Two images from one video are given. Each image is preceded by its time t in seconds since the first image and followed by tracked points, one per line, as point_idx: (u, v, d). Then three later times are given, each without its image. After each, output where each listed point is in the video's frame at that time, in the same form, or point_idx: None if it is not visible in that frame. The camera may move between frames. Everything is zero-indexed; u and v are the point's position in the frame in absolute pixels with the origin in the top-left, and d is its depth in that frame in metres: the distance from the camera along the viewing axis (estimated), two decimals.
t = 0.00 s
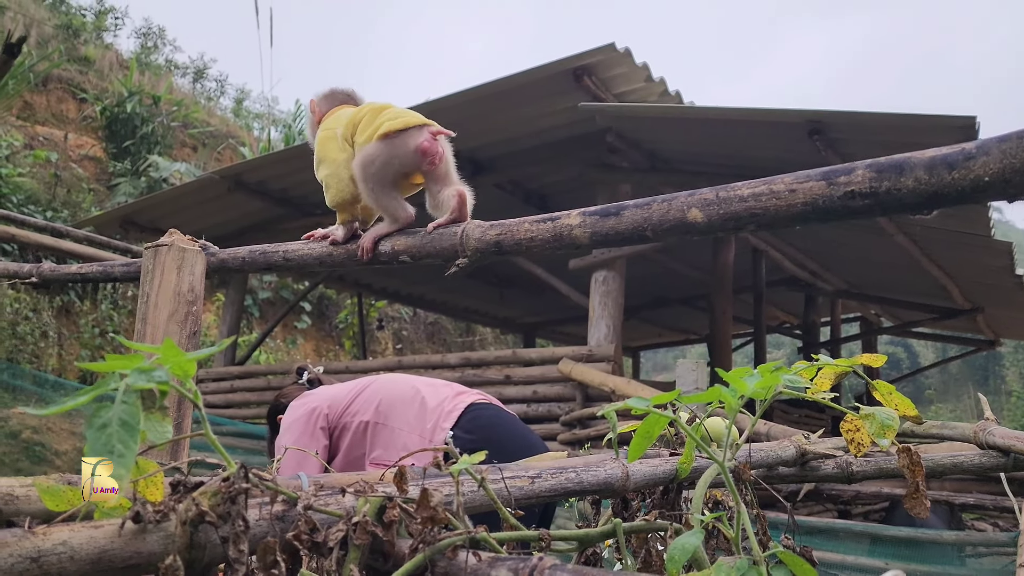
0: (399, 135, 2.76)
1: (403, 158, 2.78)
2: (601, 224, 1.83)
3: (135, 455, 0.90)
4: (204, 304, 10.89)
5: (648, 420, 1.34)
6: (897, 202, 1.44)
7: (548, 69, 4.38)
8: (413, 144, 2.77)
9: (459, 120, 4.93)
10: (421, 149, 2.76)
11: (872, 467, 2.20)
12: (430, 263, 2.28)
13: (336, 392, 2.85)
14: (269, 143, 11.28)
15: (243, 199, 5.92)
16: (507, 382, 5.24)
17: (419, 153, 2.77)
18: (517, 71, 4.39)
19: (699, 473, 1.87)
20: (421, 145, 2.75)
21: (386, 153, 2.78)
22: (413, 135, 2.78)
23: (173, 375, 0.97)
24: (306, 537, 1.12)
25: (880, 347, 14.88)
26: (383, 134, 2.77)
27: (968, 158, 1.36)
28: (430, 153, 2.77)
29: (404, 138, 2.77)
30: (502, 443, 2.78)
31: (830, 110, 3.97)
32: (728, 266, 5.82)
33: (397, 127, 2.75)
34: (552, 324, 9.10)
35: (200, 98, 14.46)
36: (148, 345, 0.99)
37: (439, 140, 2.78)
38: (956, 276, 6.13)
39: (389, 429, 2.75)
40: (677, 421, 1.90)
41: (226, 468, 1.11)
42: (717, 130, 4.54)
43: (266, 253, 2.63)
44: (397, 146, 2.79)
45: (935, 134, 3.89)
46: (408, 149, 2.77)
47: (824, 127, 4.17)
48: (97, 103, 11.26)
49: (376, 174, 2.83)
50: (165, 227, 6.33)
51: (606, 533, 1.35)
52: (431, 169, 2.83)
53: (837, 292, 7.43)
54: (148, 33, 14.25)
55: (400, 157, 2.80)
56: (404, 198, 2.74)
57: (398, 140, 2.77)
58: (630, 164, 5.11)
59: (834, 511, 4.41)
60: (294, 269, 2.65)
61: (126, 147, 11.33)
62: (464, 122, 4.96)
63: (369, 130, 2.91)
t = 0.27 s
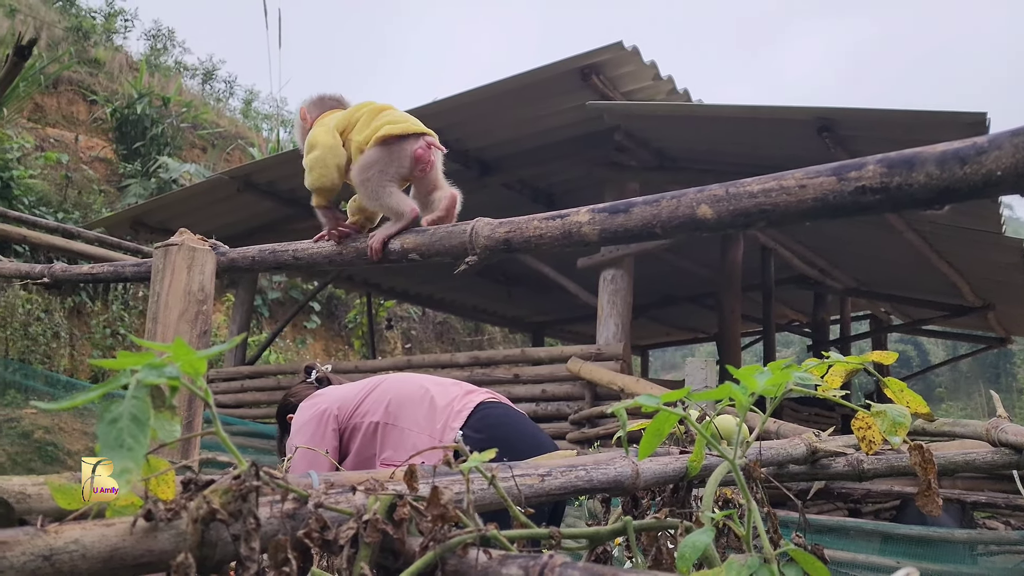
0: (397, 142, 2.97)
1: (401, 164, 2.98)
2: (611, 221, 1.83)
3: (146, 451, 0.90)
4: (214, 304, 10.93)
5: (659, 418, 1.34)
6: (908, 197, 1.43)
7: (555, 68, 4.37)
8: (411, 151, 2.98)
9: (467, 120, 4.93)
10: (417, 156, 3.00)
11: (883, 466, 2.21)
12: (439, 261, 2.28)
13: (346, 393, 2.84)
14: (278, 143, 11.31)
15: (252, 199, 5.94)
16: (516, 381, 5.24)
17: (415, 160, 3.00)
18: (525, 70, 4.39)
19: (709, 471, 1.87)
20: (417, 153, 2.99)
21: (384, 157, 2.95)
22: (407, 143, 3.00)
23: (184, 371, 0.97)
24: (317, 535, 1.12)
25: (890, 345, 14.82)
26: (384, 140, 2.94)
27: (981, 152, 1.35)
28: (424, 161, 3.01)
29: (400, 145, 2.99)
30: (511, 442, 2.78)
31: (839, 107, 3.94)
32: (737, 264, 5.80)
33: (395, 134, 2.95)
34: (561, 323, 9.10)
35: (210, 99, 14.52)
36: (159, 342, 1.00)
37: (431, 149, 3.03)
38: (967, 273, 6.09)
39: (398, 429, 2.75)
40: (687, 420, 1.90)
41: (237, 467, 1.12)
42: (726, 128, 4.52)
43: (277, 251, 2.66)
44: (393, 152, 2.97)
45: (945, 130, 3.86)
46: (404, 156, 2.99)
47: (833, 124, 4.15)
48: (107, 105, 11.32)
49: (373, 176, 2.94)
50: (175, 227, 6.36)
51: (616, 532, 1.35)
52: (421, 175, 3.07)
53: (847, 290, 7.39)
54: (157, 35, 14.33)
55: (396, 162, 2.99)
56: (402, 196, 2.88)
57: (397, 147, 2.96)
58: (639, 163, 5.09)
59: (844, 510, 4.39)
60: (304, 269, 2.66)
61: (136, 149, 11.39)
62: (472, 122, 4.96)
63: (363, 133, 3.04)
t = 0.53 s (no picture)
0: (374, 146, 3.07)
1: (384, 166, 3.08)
2: (621, 221, 1.82)
3: (161, 447, 0.90)
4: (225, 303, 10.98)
5: (671, 415, 1.33)
6: (921, 196, 1.41)
7: (563, 66, 4.37)
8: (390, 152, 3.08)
9: (475, 118, 4.94)
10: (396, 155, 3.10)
11: (896, 462, 2.20)
12: (448, 261, 2.28)
13: (355, 392, 2.85)
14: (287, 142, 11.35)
15: (262, 199, 5.96)
16: (526, 379, 5.24)
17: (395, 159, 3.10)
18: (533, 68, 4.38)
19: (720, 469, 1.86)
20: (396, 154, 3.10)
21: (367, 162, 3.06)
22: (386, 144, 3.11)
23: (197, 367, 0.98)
24: (330, 532, 1.12)
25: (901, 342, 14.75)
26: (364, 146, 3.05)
27: (996, 151, 1.33)
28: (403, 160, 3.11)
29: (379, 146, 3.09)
30: (521, 439, 2.78)
31: (849, 103, 3.93)
32: (747, 261, 5.78)
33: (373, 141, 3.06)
34: (570, 321, 9.10)
35: (219, 99, 14.57)
36: (172, 339, 1.00)
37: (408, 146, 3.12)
38: (979, 269, 6.05)
39: (408, 427, 2.75)
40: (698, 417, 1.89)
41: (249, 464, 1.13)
42: (735, 125, 4.51)
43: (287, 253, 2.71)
44: (373, 157, 3.07)
45: (956, 125, 3.84)
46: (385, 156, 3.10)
47: (843, 120, 4.13)
48: (118, 105, 11.38)
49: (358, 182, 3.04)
50: (185, 227, 6.39)
51: (629, 528, 1.35)
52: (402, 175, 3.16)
53: (858, 287, 7.35)
54: (166, 35, 14.40)
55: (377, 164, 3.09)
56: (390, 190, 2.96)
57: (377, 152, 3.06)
58: (647, 160, 5.08)
59: (855, 507, 4.36)
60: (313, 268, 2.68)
61: (146, 149, 11.44)
62: (480, 120, 4.97)
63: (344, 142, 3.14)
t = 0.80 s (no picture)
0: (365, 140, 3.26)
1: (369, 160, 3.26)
2: (632, 210, 1.81)
3: (175, 444, 0.90)
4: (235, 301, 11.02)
5: (684, 408, 1.32)
6: (936, 181, 1.40)
7: (571, 61, 4.36)
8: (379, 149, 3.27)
9: (483, 114, 4.94)
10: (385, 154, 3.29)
11: (909, 456, 2.20)
12: (459, 253, 2.26)
13: (366, 389, 2.85)
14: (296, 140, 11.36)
15: (271, 196, 5.97)
16: (536, 375, 5.24)
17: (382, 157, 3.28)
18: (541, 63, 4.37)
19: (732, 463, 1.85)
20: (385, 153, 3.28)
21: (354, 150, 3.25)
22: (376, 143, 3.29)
23: (211, 363, 0.98)
24: (343, 527, 1.12)
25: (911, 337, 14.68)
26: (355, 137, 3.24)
27: (1012, 134, 1.32)
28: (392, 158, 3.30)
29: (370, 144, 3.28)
30: (532, 435, 2.78)
31: (860, 96, 3.90)
32: (757, 256, 5.75)
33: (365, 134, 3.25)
34: (579, 317, 9.08)
35: (228, 96, 14.61)
36: (186, 335, 1.00)
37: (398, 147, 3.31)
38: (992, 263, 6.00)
39: (418, 424, 2.75)
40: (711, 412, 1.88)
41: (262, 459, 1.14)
42: (745, 119, 4.49)
43: (299, 245, 2.77)
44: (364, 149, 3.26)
45: (968, 118, 3.81)
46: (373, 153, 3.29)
47: (854, 114, 4.10)
48: (127, 104, 11.41)
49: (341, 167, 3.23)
50: (195, 225, 6.41)
51: (642, 523, 1.34)
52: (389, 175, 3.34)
53: (869, 282, 7.31)
54: (175, 34, 14.46)
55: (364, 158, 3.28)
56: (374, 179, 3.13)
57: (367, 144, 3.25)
58: (656, 155, 5.05)
59: (867, 503, 4.34)
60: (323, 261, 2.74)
61: (155, 147, 11.48)
62: (489, 116, 4.96)
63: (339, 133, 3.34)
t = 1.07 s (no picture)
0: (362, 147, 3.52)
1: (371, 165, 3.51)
2: (645, 205, 1.80)
3: (189, 438, 0.90)
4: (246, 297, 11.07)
5: (698, 402, 1.32)
6: (953, 174, 1.38)
7: (580, 56, 4.34)
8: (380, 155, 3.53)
9: (492, 110, 4.93)
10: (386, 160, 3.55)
11: (924, 450, 2.18)
12: (471, 249, 2.26)
13: (379, 382, 2.84)
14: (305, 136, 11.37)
15: (281, 193, 5.99)
16: (547, 369, 5.23)
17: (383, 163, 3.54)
18: (550, 58, 4.36)
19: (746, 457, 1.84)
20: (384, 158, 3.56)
21: (356, 155, 3.50)
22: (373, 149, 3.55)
23: (224, 357, 0.98)
24: (357, 522, 1.11)
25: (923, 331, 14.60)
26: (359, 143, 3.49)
27: None
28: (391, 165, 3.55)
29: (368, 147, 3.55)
30: (546, 430, 2.78)
31: (872, 88, 3.87)
32: (768, 250, 5.72)
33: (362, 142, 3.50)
34: (589, 312, 9.07)
35: (237, 94, 14.65)
36: (200, 330, 1.00)
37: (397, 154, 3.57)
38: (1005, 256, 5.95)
39: (431, 418, 2.75)
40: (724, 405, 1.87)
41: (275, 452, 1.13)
42: (755, 112, 4.46)
43: (309, 242, 2.79)
44: (366, 153, 3.51)
45: (982, 109, 3.77)
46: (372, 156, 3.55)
47: (865, 106, 4.07)
48: (137, 102, 11.45)
49: (344, 174, 3.45)
50: (205, 222, 6.44)
51: (656, 517, 1.33)
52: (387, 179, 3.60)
53: (880, 275, 7.27)
54: (184, 32, 14.52)
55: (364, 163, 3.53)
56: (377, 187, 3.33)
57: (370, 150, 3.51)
58: (666, 149, 5.02)
59: (880, 497, 4.31)
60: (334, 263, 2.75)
61: (165, 145, 11.51)
62: (498, 112, 4.96)
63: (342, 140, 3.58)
